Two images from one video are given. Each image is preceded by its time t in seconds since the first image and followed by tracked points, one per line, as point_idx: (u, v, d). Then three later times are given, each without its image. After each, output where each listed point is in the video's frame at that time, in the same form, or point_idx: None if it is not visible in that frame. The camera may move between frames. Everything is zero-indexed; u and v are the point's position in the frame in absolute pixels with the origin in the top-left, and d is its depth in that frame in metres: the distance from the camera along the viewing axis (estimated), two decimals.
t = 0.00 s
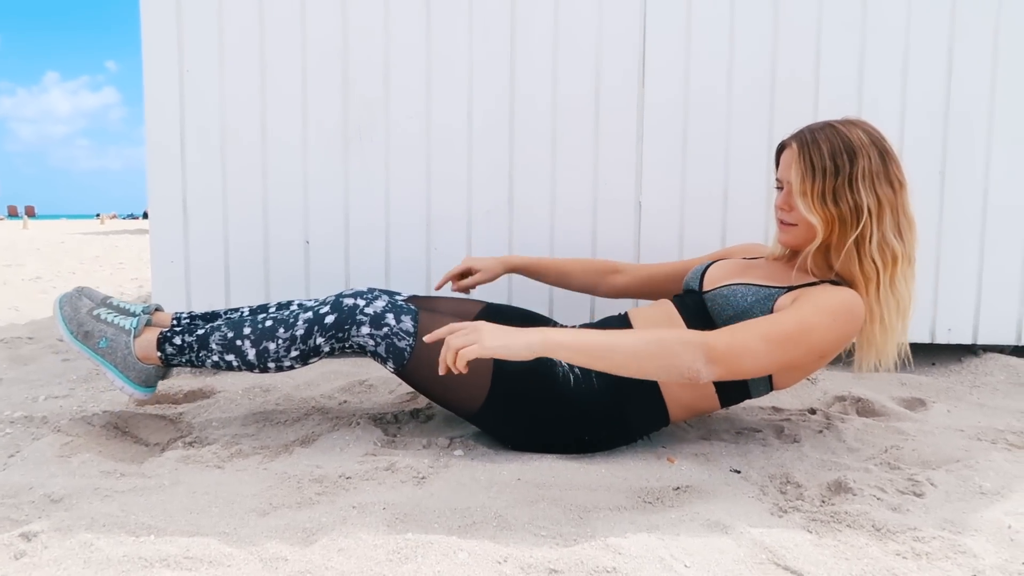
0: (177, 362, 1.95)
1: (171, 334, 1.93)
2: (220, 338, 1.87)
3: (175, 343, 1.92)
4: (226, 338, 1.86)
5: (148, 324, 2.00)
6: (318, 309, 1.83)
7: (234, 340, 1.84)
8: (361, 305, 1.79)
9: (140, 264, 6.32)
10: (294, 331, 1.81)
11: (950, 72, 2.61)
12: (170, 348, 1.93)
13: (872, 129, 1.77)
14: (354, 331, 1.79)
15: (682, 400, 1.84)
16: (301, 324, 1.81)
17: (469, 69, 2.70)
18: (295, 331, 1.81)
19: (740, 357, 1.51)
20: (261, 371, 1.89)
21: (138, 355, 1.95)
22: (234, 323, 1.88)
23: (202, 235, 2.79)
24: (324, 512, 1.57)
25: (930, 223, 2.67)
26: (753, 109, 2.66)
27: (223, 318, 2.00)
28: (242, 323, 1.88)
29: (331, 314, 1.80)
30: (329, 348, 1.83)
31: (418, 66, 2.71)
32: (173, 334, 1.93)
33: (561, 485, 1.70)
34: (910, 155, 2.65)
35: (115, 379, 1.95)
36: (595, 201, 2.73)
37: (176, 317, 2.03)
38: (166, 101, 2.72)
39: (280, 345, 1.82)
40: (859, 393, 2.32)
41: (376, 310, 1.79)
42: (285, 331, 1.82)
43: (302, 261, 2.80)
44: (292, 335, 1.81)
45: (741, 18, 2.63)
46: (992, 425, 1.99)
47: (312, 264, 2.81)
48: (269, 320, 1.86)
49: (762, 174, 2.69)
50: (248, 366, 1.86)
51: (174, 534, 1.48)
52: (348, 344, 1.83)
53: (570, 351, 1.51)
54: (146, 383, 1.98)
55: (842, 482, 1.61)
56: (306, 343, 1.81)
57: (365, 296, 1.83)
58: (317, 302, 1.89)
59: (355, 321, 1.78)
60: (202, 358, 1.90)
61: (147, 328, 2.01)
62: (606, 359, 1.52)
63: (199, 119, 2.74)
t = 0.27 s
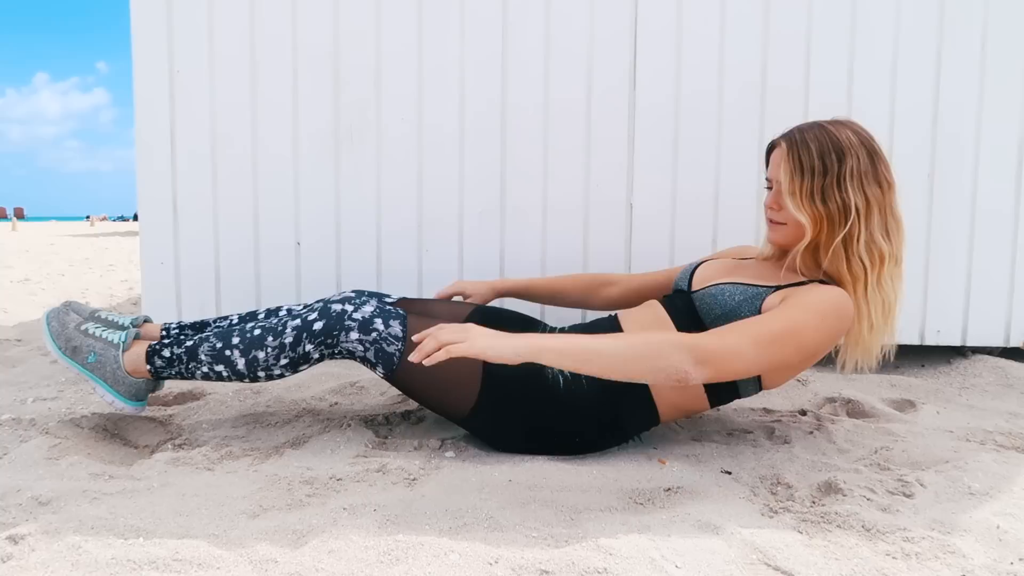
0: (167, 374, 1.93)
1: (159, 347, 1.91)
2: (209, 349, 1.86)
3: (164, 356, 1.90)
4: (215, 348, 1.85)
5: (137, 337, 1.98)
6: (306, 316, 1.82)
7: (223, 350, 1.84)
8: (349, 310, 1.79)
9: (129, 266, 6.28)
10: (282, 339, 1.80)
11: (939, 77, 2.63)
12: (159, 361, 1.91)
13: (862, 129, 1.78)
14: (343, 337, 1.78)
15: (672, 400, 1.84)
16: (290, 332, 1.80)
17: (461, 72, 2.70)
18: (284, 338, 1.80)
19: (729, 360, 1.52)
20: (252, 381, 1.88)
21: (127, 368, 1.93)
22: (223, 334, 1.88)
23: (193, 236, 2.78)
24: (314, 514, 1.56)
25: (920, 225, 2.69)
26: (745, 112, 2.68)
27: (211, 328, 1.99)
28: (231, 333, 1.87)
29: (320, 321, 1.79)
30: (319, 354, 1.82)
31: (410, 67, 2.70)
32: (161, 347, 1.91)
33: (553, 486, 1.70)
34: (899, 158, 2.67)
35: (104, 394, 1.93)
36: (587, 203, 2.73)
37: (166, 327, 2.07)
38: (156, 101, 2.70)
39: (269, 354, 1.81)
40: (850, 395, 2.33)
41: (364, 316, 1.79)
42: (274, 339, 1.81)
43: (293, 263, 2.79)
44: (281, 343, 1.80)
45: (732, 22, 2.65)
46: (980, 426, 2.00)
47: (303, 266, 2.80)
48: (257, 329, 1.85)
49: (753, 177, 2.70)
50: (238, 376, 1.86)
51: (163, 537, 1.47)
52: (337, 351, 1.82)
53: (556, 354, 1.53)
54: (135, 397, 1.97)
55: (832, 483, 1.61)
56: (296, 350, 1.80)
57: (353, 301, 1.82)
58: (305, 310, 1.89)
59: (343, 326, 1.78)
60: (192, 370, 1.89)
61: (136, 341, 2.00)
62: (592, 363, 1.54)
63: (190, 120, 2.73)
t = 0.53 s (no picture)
0: (163, 382, 1.93)
1: (155, 354, 1.90)
2: (205, 355, 1.85)
3: (160, 364, 1.89)
4: (211, 355, 1.84)
5: (133, 345, 1.97)
6: (301, 320, 1.82)
7: (219, 356, 1.83)
8: (344, 315, 1.79)
9: (127, 267, 6.27)
10: (278, 344, 1.80)
11: (936, 76, 2.63)
12: (155, 369, 1.90)
13: (855, 123, 1.78)
14: (339, 341, 1.78)
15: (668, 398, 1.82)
16: (285, 337, 1.80)
17: (458, 72, 2.70)
18: (280, 343, 1.80)
19: (708, 389, 1.66)
20: (249, 386, 1.88)
21: (124, 377, 1.94)
22: (218, 340, 1.87)
23: (189, 236, 2.77)
24: (311, 515, 1.55)
25: (917, 225, 2.69)
26: (742, 112, 2.68)
27: (205, 332, 1.97)
28: (226, 339, 1.86)
29: (315, 325, 1.79)
30: (315, 358, 1.82)
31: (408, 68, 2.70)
32: (157, 355, 1.89)
33: (550, 487, 1.69)
34: (897, 158, 2.67)
35: (101, 403, 1.94)
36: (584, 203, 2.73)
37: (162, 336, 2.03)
38: (153, 102, 2.70)
39: (265, 358, 1.81)
40: (848, 395, 2.33)
41: (359, 319, 1.79)
42: (270, 344, 1.80)
43: (291, 263, 2.79)
44: (277, 348, 1.80)
45: (729, 22, 2.65)
46: (978, 426, 2.00)
47: (301, 266, 2.79)
48: (253, 334, 1.85)
49: (750, 178, 2.70)
50: (235, 382, 1.86)
51: (159, 538, 1.46)
52: (332, 354, 1.82)
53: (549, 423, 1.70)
54: (133, 405, 1.99)
55: (830, 483, 1.61)
56: (292, 354, 1.80)
57: (348, 305, 1.83)
58: (300, 314, 1.88)
59: (339, 330, 1.77)
60: (188, 377, 1.88)
61: (132, 349, 1.98)
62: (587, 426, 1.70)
63: (187, 121, 2.72)
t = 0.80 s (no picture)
0: (163, 385, 1.92)
1: (154, 357, 1.89)
2: (204, 357, 1.84)
3: (159, 366, 1.88)
4: (211, 357, 1.83)
5: (132, 348, 1.98)
6: (301, 322, 1.82)
7: (219, 358, 1.82)
8: (345, 315, 1.79)
9: (126, 267, 6.27)
10: (278, 346, 1.79)
11: (936, 77, 2.64)
12: (155, 371, 1.89)
13: (850, 120, 1.79)
14: (339, 342, 1.77)
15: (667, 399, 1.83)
16: (285, 338, 1.80)
17: (458, 72, 2.70)
18: (280, 344, 1.79)
19: (699, 372, 1.64)
20: (248, 388, 1.88)
21: (123, 381, 1.93)
22: (218, 341, 1.86)
23: (188, 236, 2.77)
24: (311, 515, 1.55)
25: (917, 226, 2.69)
26: (743, 112, 2.68)
27: (206, 334, 1.95)
28: (226, 341, 1.85)
29: (315, 327, 1.79)
30: (315, 360, 1.82)
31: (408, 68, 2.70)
32: (156, 357, 1.88)
33: (551, 487, 1.69)
34: (897, 159, 2.67)
35: (101, 407, 1.94)
36: (585, 203, 2.73)
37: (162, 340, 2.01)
38: (153, 102, 2.70)
39: (265, 360, 1.80)
40: (848, 395, 2.33)
41: (359, 320, 1.78)
42: (270, 346, 1.80)
43: (291, 263, 2.79)
44: (277, 349, 1.79)
45: (730, 23, 2.65)
46: (978, 426, 2.00)
47: (301, 266, 2.79)
48: (253, 335, 1.84)
49: (751, 178, 2.70)
50: (235, 384, 1.85)
51: (159, 538, 1.46)
52: (333, 356, 1.81)
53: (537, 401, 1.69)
54: (132, 409, 1.98)
55: (831, 483, 1.61)
56: (292, 356, 1.80)
57: (347, 307, 1.82)
58: (300, 316, 1.88)
59: (339, 331, 1.77)
60: (188, 379, 1.87)
61: (131, 352, 1.98)
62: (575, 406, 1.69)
63: (187, 121, 2.72)
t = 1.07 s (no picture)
0: (165, 377, 1.91)
1: (158, 349, 1.89)
2: (208, 349, 1.84)
3: (162, 357, 1.88)
4: (214, 348, 1.83)
5: (137, 341, 1.95)
6: (306, 315, 1.82)
7: (223, 349, 1.82)
8: (349, 310, 1.78)
9: (126, 266, 6.27)
10: (282, 337, 1.79)
11: (937, 75, 2.63)
12: (157, 363, 1.89)
13: (850, 121, 1.80)
14: (342, 336, 1.76)
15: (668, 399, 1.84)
16: (289, 330, 1.80)
17: (458, 71, 2.69)
18: (283, 336, 1.79)
19: (692, 365, 1.65)
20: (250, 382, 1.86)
21: (126, 372, 1.92)
22: (223, 334, 1.86)
23: (188, 235, 2.77)
24: (312, 514, 1.55)
25: (917, 224, 2.69)
26: (743, 110, 2.68)
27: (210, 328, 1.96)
28: (231, 333, 1.86)
29: (319, 320, 1.78)
30: (318, 353, 1.81)
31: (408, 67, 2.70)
32: (160, 349, 1.89)
33: (552, 486, 1.69)
34: (897, 157, 2.67)
35: (102, 398, 1.94)
36: (585, 201, 2.73)
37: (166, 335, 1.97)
38: (153, 101, 2.69)
39: (268, 352, 1.80)
40: (848, 394, 2.33)
41: (363, 314, 1.77)
42: (274, 338, 1.80)
43: (291, 263, 2.78)
44: (281, 341, 1.79)
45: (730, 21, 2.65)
46: (979, 425, 2.00)
47: (301, 265, 2.79)
48: (257, 328, 1.84)
49: (751, 176, 2.70)
50: (237, 377, 1.84)
51: (161, 538, 1.46)
52: (336, 350, 1.80)
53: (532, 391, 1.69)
54: (133, 400, 1.97)
55: (831, 482, 1.61)
56: (295, 348, 1.79)
57: (352, 301, 1.81)
58: (305, 310, 1.88)
59: (343, 325, 1.76)
60: (190, 371, 1.86)
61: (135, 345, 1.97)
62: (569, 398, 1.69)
63: (187, 120, 2.72)
